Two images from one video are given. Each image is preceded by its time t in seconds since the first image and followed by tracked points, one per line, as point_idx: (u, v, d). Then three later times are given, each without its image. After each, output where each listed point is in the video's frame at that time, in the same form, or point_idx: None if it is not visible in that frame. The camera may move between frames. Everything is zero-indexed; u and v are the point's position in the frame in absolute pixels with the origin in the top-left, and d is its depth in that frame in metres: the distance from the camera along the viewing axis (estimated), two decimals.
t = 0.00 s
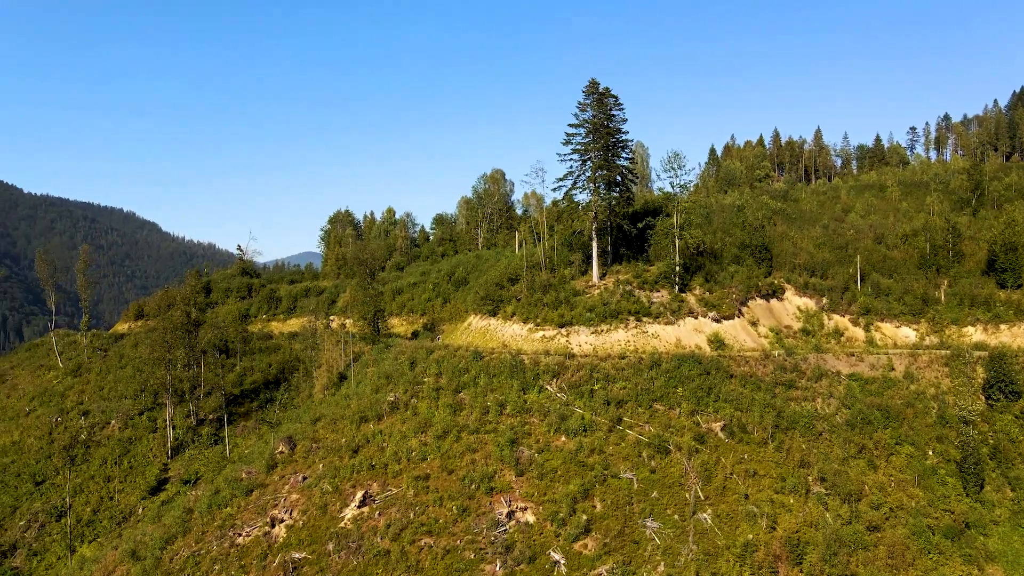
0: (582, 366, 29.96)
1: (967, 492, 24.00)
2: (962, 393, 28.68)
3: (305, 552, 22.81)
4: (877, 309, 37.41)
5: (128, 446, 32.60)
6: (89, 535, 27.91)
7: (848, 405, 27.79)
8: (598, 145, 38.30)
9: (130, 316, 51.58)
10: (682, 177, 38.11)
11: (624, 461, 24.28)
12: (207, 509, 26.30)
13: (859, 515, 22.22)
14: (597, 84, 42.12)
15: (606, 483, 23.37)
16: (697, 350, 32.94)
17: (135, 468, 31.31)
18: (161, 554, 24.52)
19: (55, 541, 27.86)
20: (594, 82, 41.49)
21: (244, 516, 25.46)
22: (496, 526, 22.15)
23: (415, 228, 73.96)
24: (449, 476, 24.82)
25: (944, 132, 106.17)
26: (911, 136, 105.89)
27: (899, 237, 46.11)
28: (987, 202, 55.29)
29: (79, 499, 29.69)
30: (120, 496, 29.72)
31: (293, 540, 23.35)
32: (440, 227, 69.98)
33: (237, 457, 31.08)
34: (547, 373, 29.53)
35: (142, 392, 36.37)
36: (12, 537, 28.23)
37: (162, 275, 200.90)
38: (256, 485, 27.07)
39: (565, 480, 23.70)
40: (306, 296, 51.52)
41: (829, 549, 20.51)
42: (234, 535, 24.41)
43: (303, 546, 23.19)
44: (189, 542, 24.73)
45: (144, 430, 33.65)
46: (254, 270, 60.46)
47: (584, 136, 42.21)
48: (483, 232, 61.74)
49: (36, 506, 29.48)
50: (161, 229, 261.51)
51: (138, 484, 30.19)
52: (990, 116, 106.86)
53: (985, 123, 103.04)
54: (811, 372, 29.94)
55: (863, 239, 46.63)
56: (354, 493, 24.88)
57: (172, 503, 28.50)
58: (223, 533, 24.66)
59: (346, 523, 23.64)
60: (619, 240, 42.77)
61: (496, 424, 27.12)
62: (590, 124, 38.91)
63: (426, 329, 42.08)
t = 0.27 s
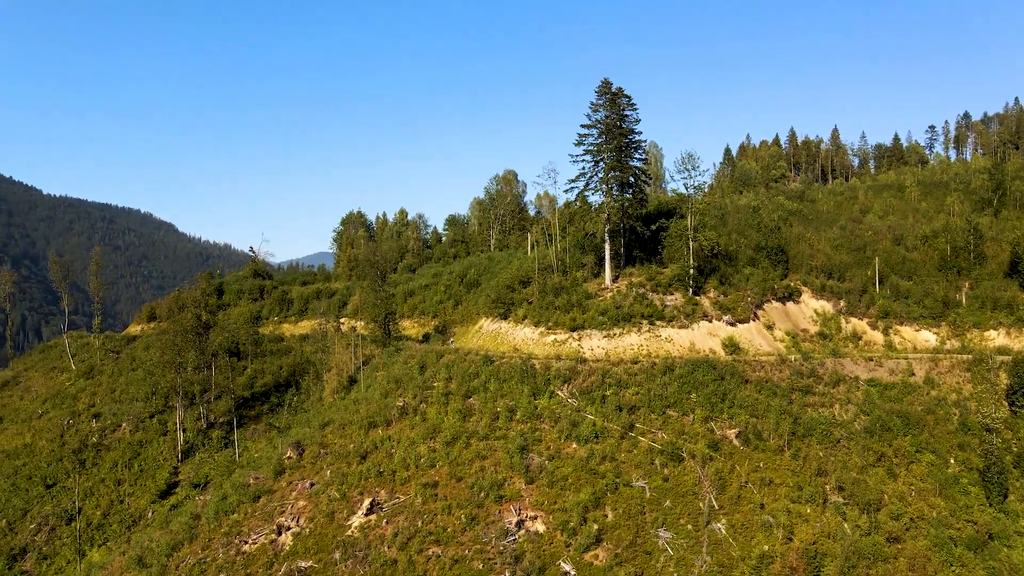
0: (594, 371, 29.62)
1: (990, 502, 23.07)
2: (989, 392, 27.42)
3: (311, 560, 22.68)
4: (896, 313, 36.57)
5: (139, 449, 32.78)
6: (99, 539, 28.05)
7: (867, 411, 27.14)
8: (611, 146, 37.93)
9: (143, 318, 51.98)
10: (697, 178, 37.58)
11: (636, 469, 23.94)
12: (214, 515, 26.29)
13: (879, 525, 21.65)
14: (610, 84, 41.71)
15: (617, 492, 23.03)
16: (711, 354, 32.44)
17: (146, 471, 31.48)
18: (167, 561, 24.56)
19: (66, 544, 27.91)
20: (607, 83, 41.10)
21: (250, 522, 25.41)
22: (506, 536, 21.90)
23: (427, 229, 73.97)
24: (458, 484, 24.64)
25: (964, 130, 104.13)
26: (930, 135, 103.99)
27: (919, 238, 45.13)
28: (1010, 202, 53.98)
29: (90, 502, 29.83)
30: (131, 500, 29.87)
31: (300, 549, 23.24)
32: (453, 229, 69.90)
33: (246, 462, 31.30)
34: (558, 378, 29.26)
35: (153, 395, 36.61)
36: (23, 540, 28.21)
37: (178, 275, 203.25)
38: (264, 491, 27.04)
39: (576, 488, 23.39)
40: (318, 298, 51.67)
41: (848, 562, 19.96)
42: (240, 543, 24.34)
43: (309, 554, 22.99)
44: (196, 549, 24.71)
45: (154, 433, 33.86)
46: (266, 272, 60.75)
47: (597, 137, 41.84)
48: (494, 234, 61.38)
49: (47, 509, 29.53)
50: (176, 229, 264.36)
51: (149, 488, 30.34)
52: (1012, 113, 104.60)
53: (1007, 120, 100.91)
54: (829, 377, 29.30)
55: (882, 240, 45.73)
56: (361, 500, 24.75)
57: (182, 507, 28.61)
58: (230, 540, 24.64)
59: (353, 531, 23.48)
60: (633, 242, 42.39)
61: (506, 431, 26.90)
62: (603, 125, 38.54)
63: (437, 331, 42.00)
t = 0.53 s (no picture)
0: (601, 375, 29.30)
1: (1008, 511, 22.24)
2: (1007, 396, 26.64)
3: (313, 569, 22.50)
4: (910, 315, 35.93)
5: (144, 453, 32.87)
6: (102, 543, 27.98)
7: (881, 417, 26.59)
8: (620, 146, 37.57)
9: (151, 320, 52.24)
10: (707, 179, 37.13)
11: (644, 476, 23.62)
12: (216, 522, 26.19)
13: (894, 535, 21.19)
14: (619, 84, 41.34)
15: (625, 500, 22.71)
16: (722, 358, 32.01)
17: (151, 475, 31.53)
18: (168, 568, 24.46)
19: (70, 548, 27.85)
20: (616, 82, 40.73)
21: (252, 530, 25.29)
22: (510, 545, 21.62)
23: (435, 230, 73.91)
24: (463, 491, 24.40)
25: (979, 128, 102.54)
26: (945, 134, 102.56)
27: (934, 239, 44.32)
28: None
29: (94, 506, 29.81)
30: (135, 503, 29.87)
31: (302, 557, 23.08)
32: (461, 229, 69.76)
33: (250, 466, 31.26)
34: (565, 383, 28.99)
35: (159, 398, 36.73)
36: (27, 544, 28.24)
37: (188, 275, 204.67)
38: (266, 498, 26.99)
39: (583, 496, 23.08)
40: (325, 299, 51.74)
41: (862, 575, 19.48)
42: (241, 551, 24.20)
43: (311, 563, 22.82)
44: (197, 556, 24.61)
45: (159, 436, 33.96)
46: (274, 273, 60.97)
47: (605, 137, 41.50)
48: (502, 235, 61.07)
49: (52, 513, 29.56)
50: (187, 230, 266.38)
51: (153, 491, 30.34)
52: None
53: None
54: (842, 382, 28.78)
55: (896, 241, 44.99)
56: (364, 508, 24.56)
57: (186, 511, 28.62)
58: (231, 548, 24.57)
59: (355, 539, 23.27)
60: (642, 244, 42.08)
61: (512, 436, 26.67)
62: (611, 125, 38.19)
63: (445, 333, 41.87)
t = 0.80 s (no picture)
0: (601, 379, 29.02)
1: (1016, 518, 21.93)
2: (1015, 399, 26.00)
3: None
4: (915, 318, 35.54)
5: (139, 456, 32.72)
6: (96, 548, 27.72)
7: (885, 422, 26.27)
8: (620, 146, 37.25)
9: (149, 321, 52.09)
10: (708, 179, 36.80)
11: (644, 483, 23.34)
12: (209, 529, 25.98)
13: (899, 544, 20.89)
14: (620, 83, 41.01)
15: (625, 507, 22.44)
16: (723, 361, 31.74)
17: (146, 479, 31.36)
18: None
19: (63, 553, 27.55)
20: (616, 81, 40.41)
21: (246, 537, 25.09)
22: (508, 553, 21.38)
23: (435, 230, 73.72)
24: (460, 498, 24.15)
25: (983, 128, 101.93)
26: (948, 134, 101.99)
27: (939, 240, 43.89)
28: None
29: (88, 510, 29.55)
30: (130, 508, 29.65)
31: (295, 565, 22.84)
32: (461, 230, 69.57)
33: (246, 470, 31.10)
34: (564, 387, 28.72)
35: (154, 400, 36.58)
36: (19, 550, 27.94)
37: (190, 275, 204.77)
38: (260, 503, 26.79)
39: (582, 503, 22.82)
40: (324, 301, 51.58)
41: None
42: (234, 559, 23.96)
43: (304, 571, 22.60)
44: (190, 564, 24.38)
45: (155, 439, 33.86)
46: (273, 274, 60.91)
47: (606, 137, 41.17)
48: (502, 236, 60.83)
49: (46, 517, 29.32)
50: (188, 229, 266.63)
51: (148, 495, 30.17)
52: None
53: None
54: (845, 385, 28.45)
55: (900, 242, 44.58)
56: (359, 515, 24.31)
57: (181, 516, 28.47)
58: (223, 555, 24.33)
59: (350, 548, 23.02)
60: (643, 245, 41.87)
61: (510, 441, 26.42)
62: (612, 125, 37.86)
63: (444, 335, 41.63)
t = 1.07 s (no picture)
0: (599, 381, 28.75)
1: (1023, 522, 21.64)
2: (1020, 401, 25.31)
3: None
4: (917, 319, 35.24)
5: (132, 459, 32.55)
6: (88, 552, 27.42)
7: (887, 425, 26.00)
8: (619, 146, 36.95)
9: (144, 322, 51.85)
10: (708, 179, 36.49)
11: (642, 487, 23.08)
12: (200, 534, 25.79)
13: (903, 549, 20.61)
14: (619, 81, 40.66)
15: (623, 512, 22.19)
16: (723, 363, 31.49)
17: (139, 482, 31.17)
18: None
19: (54, 557, 27.20)
20: (615, 80, 40.10)
21: (236, 543, 24.87)
22: (503, 559, 21.14)
23: (434, 231, 73.52)
24: (455, 502, 23.91)
25: (984, 128, 101.58)
26: (949, 134, 101.62)
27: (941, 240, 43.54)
28: None
29: (80, 514, 29.29)
30: (122, 511, 29.41)
31: (286, 571, 22.61)
32: (459, 230, 69.39)
33: (239, 473, 30.93)
34: (562, 389, 28.47)
35: (148, 402, 36.45)
36: (11, 553, 27.54)
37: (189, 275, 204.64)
38: (252, 508, 26.59)
39: (579, 508, 22.57)
40: (320, 301, 51.38)
41: None
42: (225, 565, 23.74)
43: None
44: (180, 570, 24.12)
45: (148, 441, 33.73)
46: (270, 275, 60.79)
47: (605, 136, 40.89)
48: (501, 237, 60.37)
49: (37, 521, 29.04)
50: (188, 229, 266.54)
51: (141, 499, 29.98)
52: None
53: None
54: (847, 387, 28.16)
55: (901, 242, 44.25)
56: (351, 521, 24.09)
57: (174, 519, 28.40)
58: (214, 561, 24.10)
59: (343, 554, 22.79)
60: (642, 245, 41.70)
61: (507, 445, 26.19)
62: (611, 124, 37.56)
63: (441, 336, 41.40)
